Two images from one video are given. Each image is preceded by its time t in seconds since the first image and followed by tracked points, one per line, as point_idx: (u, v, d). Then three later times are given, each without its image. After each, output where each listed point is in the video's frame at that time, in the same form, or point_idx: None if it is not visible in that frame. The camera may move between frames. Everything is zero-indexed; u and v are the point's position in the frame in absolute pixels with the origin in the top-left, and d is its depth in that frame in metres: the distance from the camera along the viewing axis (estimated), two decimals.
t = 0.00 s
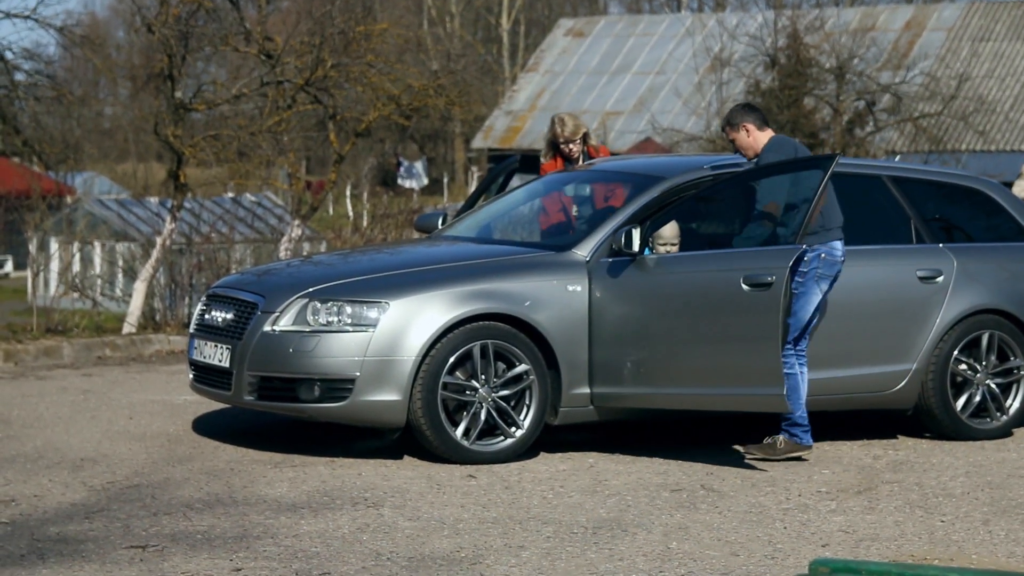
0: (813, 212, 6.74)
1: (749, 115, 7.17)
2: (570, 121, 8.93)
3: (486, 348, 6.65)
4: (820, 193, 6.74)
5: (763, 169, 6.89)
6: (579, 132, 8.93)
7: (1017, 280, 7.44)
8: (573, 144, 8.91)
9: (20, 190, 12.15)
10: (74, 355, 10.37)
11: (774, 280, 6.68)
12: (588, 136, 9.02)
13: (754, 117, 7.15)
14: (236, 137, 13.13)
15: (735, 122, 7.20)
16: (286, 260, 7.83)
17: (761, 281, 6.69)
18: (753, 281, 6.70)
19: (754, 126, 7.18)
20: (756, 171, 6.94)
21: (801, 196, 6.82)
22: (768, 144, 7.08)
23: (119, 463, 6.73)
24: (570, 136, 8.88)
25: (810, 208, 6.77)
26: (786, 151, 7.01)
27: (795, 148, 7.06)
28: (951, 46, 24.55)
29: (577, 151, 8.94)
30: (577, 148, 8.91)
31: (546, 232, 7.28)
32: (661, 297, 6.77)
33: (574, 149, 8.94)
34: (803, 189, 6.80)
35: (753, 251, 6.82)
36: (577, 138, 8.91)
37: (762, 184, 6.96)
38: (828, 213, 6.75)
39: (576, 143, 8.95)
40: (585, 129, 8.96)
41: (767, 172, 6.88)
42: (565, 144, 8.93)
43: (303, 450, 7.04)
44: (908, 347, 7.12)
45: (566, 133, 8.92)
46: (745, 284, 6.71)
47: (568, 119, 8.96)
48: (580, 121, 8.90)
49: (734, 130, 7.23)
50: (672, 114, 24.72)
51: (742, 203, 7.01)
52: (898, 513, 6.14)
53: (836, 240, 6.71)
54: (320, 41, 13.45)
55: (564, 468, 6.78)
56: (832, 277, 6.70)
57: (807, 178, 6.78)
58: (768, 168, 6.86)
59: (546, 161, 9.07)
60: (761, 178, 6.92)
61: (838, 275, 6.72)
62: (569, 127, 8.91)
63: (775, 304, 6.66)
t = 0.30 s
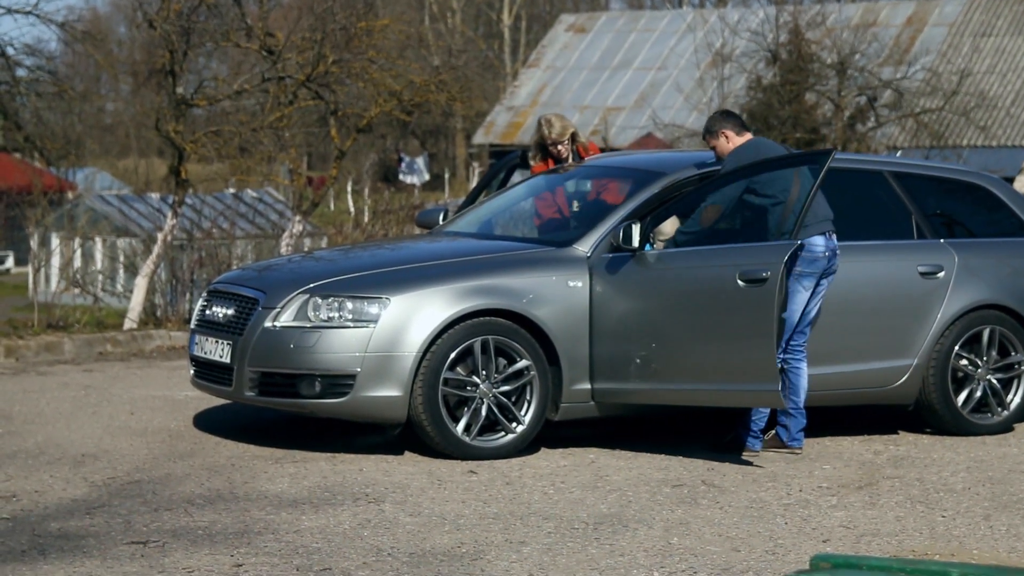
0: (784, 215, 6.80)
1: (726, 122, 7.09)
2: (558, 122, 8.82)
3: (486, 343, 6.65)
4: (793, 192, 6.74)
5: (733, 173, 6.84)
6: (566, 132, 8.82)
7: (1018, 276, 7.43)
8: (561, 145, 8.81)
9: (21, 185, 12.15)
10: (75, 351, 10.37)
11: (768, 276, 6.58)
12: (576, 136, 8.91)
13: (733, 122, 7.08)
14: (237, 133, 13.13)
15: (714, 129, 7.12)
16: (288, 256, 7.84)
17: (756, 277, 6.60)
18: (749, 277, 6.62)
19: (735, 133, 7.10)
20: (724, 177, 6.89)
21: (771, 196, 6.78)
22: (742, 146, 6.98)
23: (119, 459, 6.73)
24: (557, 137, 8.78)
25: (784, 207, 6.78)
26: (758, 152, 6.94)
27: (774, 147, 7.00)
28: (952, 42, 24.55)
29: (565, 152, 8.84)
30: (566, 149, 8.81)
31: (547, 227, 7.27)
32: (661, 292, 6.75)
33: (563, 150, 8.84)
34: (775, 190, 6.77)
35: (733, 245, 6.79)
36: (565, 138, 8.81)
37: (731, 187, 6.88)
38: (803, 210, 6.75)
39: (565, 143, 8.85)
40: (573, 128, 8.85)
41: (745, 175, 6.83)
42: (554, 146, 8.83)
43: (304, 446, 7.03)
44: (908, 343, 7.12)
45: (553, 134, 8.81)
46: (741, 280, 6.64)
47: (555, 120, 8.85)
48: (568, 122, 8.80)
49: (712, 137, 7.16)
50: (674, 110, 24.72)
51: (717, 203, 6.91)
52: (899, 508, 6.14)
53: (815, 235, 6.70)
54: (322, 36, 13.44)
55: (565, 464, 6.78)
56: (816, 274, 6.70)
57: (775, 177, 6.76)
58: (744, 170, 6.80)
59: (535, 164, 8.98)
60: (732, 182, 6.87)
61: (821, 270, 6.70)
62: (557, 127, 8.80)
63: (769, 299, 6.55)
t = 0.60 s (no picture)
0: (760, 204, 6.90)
1: (709, 120, 7.21)
2: (547, 121, 8.78)
3: (486, 340, 6.65)
4: (764, 191, 6.88)
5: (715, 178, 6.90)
6: (556, 131, 8.78)
7: (1017, 272, 7.44)
8: (551, 144, 8.78)
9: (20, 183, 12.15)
10: (75, 348, 10.37)
11: (772, 273, 6.62)
12: (567, 134, 8.87)
13: (716, 121, 7.20)
14: (236, 130, 13.10)
15: (697, 127, 7.24)
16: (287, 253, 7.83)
17: (759, 273, 6.64)
18: (752, 273, 6.65)
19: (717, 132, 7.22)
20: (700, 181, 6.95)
21: (744, 193, 6.89)
22: (724, 143, 7.08)
23: (119, 456, 6.73)
24: (546, 136, 8.74)
25: (756, 202, 6.90)
26: (733, 154, 7.00)
27: (756, 144, 7.08)
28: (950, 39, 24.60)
29: (555, 151, 8.81)
30: (555, 148, 8.77)
31: (547, 223, 7.26)
32: (660, 289, 6.75)
33: (552, 149, 8.80)
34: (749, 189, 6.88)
35: (718, 245, 6.81)
36: (554, 137, 8.77)
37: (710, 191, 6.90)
38: (777, 205, 6.89)
39: (555, 142, 8.80)
40: (562, 127, 8.80)
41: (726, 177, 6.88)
42: (544, 144, 8.79)
43: (303, 443, 7.03)
44: (908, 339, 7.12)
45: (543, 133, 8.78)
46: (744, 277, 6.67)
47: (544, 118, 8.82)
48: (556, 121, 8.76)
49: (695, 136, 7.27)
50: (672, 107, 24.73)
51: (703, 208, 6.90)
52: (899, 504, 6.14)
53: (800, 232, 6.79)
54: (320, 33, 13.45)
55: (565, 461, 6.78)
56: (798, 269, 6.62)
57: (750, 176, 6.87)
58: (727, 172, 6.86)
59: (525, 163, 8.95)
60: (712, 185, 6.90)
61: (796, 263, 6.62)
62: (546, 126, 8.76)
63: (772, 296, 6.60)
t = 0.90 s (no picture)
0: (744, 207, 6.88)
1: (696, 130, 7.18)
2: (537, 122, 8.79)
3: (481, 342, 6.66)
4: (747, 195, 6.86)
5: (697, 184, 6.89)
6: (547, 132, 8.79)
7: (1012, 272, 7.44)
8: (542, 145, 8.79)
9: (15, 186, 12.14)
10: (69, 352, 10.37)
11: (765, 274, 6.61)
12: (558, 135, 8.88)
13: (703, 129, 7.18)
14: (230, 132, 13.08)
15: (685, 137, 7.20)
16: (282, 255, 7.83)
17: (752, 274, 6.63)
18: (744, 275, 6.64)
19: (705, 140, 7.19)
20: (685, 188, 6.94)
21: (729, 198, 6.89)
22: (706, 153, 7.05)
23: (114, 460, 6.73)
24: (536, 138, 8.76)
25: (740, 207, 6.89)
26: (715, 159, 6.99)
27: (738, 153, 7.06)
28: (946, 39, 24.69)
29: (546, 152, 8.81)
30: (546, 149, 8.78)
31: (541, 225, 7.27)
32: (655, 290, 6.75)
33: (543, 150, 8.81)
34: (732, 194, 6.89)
35: (707, 247, 6.82)
36: (545, 139, 8.78)
37: (694, 198, 6.90)
38: (763, 207, 6.86)
39: (546, 143, 8.81)
40: (553, 128, 8.81)
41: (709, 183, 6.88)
42: (534, 145, 8.80)
43: (298, 446, 7.03)
44: (903, 340, 7.12)
45: (533, 134, 8.79)
46: (737, 278, 6.66)
47: (535, 119, 8.83)
48: (547, 122, 8.77)
49: (683, 145, 7.23)
50: (668, 107, 24.73)
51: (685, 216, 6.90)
52: (894, 505, 6.14)
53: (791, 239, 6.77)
54: (315, 36, 13.43)
55: (560, 463, 6.78)
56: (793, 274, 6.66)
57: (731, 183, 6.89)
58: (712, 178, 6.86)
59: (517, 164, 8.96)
60: (696, 192, 6.90)
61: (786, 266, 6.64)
62: (537, 127, 8.77)
63: (765, 296, 6.57)
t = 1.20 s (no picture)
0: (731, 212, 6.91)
1: (684, 155, 6.97)
2: (521, 129, 8.81)
3: (465, 349, 6.66)
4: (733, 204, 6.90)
5: (683, 188, 6.92)
6: (531, 139, 8.80)
7: (994, 277, 7.47)
8: (525, 152, 8.80)
9: None
10: (52, 359, 10.33)
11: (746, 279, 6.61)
12: (543, 143, 8.88)
13: (690, 156, 6.95)
14: (213, 139, 13.06)
15: (670, 162, 6.97)
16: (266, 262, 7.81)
17: (734, 279, 6.63)
18: (727, 280, 6.65)
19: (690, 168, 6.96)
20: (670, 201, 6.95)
21: (713, 209, 6.92)
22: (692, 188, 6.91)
23: (97, 467, 6.70)
24: (519, 144, 8.77)
25: (725, 213, 6.92)
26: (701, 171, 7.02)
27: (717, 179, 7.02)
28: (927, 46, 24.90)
29: (530, 159, 8.82)
30: (529, 156, 8.79)
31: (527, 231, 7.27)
32: (640, 296, 6.75)
33: (527, 157, 8.81)
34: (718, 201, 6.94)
35: (692, 253, 6.82)
36: (528, 145, 8.79)
37: (679, 204, 6.93)
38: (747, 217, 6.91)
39: (530, 150, 8.82)
40: (537, 135, 8.82)
41: (695, 187, 6.91)
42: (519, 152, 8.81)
43: (282, 453, 7.01)
44: (886, 345, 7.14)
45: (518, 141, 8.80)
46: (720, 284, 6.67)
47: (519, 127, 8.85)
48: (530, 129, 8.79)
49: (667, 169, 7.02)
50: (650, 114, 24.78)
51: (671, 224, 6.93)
52: (877, 511, 6.16)
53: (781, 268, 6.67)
54: (298, 42, 13.38)
55: (544, 469, 6.78)
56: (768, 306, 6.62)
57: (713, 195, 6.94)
58: (697, 182, 6.89)
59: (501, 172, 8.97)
60: (683, 197, 6.94)
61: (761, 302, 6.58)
62: (521, 134, 8.79)
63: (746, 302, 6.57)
